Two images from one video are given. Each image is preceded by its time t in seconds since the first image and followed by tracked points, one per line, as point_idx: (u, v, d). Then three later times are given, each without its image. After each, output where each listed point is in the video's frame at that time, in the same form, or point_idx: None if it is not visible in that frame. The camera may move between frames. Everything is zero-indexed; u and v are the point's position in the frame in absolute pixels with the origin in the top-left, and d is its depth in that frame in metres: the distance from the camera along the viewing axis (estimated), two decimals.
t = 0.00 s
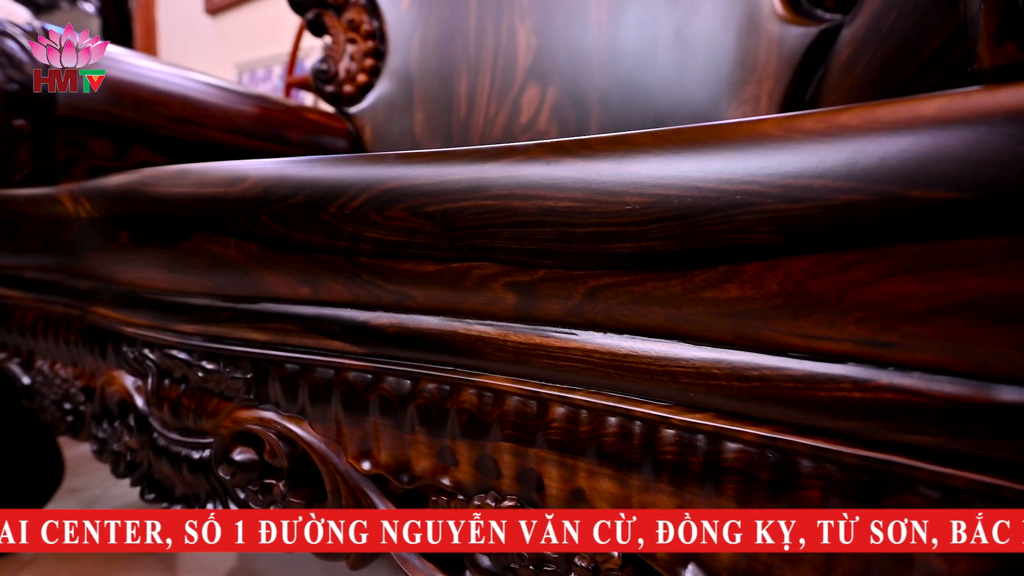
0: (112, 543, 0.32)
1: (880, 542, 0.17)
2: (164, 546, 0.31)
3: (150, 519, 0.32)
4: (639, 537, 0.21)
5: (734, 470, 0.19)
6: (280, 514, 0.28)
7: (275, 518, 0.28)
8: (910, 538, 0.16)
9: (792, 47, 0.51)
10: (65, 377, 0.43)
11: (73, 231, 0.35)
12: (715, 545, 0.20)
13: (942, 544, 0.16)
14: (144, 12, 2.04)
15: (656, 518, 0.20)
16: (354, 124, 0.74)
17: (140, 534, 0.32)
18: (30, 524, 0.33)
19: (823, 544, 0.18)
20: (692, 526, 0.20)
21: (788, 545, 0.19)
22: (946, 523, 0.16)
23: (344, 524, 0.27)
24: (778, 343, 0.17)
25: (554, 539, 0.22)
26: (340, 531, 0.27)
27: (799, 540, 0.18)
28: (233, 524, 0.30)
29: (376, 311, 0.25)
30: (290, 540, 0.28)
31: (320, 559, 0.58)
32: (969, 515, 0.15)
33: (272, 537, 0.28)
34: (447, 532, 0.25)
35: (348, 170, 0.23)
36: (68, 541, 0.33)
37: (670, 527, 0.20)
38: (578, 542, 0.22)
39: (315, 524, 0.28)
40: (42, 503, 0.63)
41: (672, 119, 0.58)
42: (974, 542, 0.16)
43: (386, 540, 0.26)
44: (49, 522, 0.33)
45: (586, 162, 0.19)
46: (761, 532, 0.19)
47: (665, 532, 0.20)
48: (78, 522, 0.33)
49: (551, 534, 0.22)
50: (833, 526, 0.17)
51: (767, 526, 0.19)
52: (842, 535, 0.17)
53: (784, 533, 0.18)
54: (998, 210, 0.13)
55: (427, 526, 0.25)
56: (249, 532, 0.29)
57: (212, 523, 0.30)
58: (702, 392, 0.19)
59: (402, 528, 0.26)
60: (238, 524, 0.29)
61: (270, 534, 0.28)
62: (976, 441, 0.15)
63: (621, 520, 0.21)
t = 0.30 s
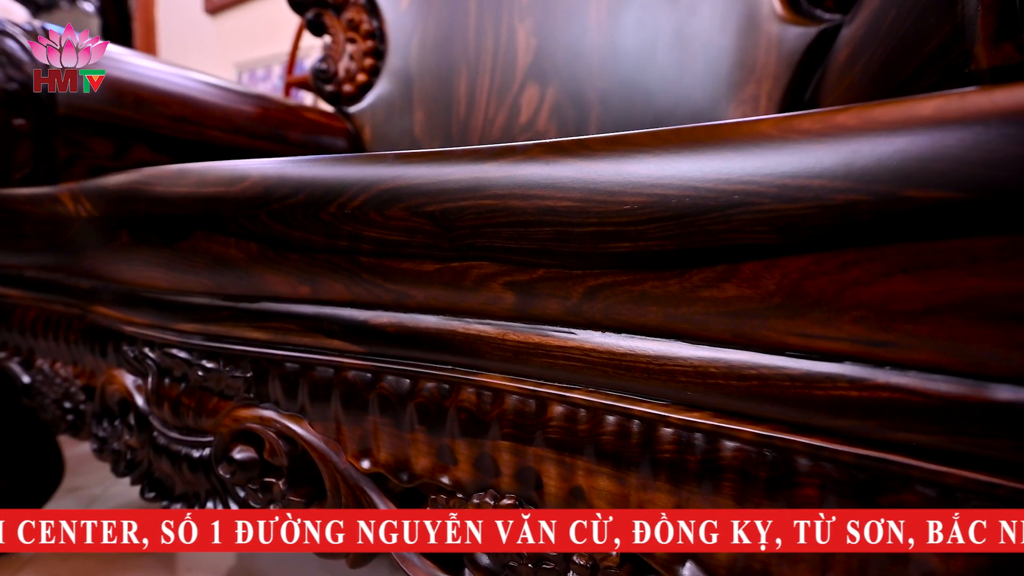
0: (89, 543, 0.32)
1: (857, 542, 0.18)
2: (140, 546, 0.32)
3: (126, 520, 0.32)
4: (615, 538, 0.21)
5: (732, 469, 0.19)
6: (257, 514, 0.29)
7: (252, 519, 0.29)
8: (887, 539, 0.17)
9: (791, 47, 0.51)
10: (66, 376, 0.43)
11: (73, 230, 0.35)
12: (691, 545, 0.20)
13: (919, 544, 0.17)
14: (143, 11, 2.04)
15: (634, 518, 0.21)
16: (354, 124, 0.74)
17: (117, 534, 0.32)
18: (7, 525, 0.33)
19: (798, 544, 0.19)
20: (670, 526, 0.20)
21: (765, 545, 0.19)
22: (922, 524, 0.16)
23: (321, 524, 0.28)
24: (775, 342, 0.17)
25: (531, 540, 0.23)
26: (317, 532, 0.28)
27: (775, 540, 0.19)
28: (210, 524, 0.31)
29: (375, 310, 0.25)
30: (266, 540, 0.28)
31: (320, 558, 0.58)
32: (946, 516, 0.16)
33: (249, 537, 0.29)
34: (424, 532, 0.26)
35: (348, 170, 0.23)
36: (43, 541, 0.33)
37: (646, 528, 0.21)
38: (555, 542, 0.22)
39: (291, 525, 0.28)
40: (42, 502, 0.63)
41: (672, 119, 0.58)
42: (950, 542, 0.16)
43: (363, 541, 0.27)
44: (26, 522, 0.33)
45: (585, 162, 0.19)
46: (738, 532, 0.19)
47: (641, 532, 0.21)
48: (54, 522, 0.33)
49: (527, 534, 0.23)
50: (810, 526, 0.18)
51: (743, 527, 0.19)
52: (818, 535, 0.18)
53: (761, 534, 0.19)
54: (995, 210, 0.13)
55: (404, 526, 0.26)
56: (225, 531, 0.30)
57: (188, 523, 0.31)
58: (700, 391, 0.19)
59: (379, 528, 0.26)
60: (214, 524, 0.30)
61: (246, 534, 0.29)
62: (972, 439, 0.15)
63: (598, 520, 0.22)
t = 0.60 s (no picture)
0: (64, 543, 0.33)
1: (833, 542, 0.18)
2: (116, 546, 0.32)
3: (103, 519, 0.33)
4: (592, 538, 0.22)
5: (730, 468, 0.19)
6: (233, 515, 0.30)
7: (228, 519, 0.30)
8: (863, 539, 0.17)
9: (791, 48, 0.52)
10: (66, 374, 0.43)
11: (73, 229, 0.35)
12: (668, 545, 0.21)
13: (895, 544, 0.17)
14: (144, 10, 2.04)
15: (610, 519, 0.21)
16: (354, 124, 0.74)
17: (93, 534, 0.33)
18: None
19: (775, 544, 0.19)
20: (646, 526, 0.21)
21: (741, 545, 0.20)
22: (899, 523, 0.16)
23: (298, 524, 0.28)
24: (774, 341, 0.17)
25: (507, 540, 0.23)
26: (293, 532, 0.28)
27: (752, 540, 0.19)
28: (188, 523, 0.31)
29: (375, 310, 0.25)
30: (242, 540, 0.29)
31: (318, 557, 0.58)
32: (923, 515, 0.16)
33: (225, 537, 0.30)
34: (399, 531, 0.26)
35: (348, 169, 0.24)
36: (19, 541, 0.33)
37: (623, 527, 0.21)
38: (531, 542, 0.23)
39: (268, 524, 0.29)
40: (41, 500, 0.63)
41: (671, 120, 0.58)
42: (927, 542, 0.17)
43: (339, 540, 0.27)
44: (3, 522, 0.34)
45: (584, 162, 0.19)
46: (714, 532, 0.20)
47: (617, 532, 0.21)
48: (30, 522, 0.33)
49: (503, 534, 0.23)
50: (786, 525, 0.18)
51: (720, 526, 0.20)
52: (795, 535, 0.18)
53: (738, 533, 0.19)
54: (993, 210, 0.13)
55: (380, 526, 0.26)
56: (202, 531, 0.30)
57: (164, 523, 0.32)
58: (699, 390, 0.19)
59: (355, 528, 0.27)
60: (191, 524, 0.31)
61: (223, 534, 0.30)
62: (970, 438, 0.15)
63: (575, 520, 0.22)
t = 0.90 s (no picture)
0: (39, 543, 0.33)
1: (810, 542, 0.18)
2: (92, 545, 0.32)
3: (79, 520, 0.33)
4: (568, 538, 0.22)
5: (730, 468, 0.19)
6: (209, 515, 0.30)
7: (205, 519, 0.30)
8: (840, 538, 0.18)
9: (792, 48, 0.51)
10: (67, 373, 0.43)
11: (74, 227, 0.35)
12: (644, 545, 0.21)
13: (871, 544, 0.17)
14: (145, 9, 2.04)
15: (586, 518, 0.22)
16: (354, 123, 0.75)
17: (68, 534, 0.33)
18: None
19: (752, 544, 0.19)
20: (623, 526, 0.21)
21: (718, 545, 0.20)
22: (875, 523, 0.17)
23: (274, 524, 0.28)
24: (774, 342, 0.17)
25: (484, 540, 0.24)
26: (269, 532, 0.28)
27: (729, 540, 0.20)
28: (164, 523, 0.31)
29: (375, 309, 0.25)
30: (219, 540, 0.30)
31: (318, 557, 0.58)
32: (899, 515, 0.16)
33: (202, 537, 0.30)
34: (376, 531, 0.27)
35: (348, 168, 0.24)
36: None
37: (599, 527, 0.22)
38: (508, 542, 0.23)
39: (243, 524, 0.29)
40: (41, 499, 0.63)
41: (673, 119, 0.58)
42: (904, 542, 0.17)
43: (316, 540, 0.27)
44: None
45: (584, 161, 0.19)
46: (691, 532, 0.20)
47: (594, 532, 0.22)
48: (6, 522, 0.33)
49: (480, 534, 0.24)
50: (763, 525, 0.19)
51: (697, 527, 0.20)
52: (771, 535, 0.19)
53: (714, 533, 0.20)
54: (994, 211, 0.13)
55: (357, 526, 0.27)
56: (178, 531, 0.31)
57: (141, 523, 0.32)
58: (699, 391, 0.19)
59: (332, 528, 0.27)
60: (167, 524, 0.31)
61: (199, 534, 0.30)
62: (969, 439, 0.15)
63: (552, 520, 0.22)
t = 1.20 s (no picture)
0: (17, 543, 0.33)
1: (786, 542, 0.19)
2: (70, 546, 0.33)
3: (56, 520, 0.33)
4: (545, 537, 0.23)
5: (729, 468, 0.19)
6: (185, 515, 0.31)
7: (182, 520, 0.31)
8: (816, 538, 0.18)
9: (795, 48, 0.51)
10: (69, 371, 0.44)
11: (77, 226, 0.35)
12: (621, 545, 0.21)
13: (848, 544, 0.18)
14: (148, 8, 2.05)
15: (563, 518, 0.22)
16: (356, 122, 0.75)
17: (45, 534, 0.33)
18: None
19: (728, 544, 0.20)
20: (599, 526, 0.22)
21: (695, 545, 0.20)
22: (852, 523, 0.17)
23: (251, 525, 0.29)
24: (773, 343, 0.17)
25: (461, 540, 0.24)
26: (246, 532, 0.29)
27: (705, 540, 0.20)
28: (142, 523, 0.32)
29: (376, 309, 0.25)
30: (196, 540, 0.31)
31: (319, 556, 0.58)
32: (876, 516, 0.17)
33: (179, 537, 0.31)
34: (353, 532, 0.27)
35: (350, 168, 0.24)
36: None
37: (576, 527, 0.22)
38: (484, 542, 0.24)
39: (220, 525, 0.30)
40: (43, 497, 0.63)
41: (675, 119, 0.58)
42: (880, 542, 0.17)
43: (292, 540, 0.28)
44: None
45: (585, 162, 0.19)
46: (667, 532, 0.20)
47: (570, 531, 0.22)
48: None
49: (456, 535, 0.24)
50: (739, 525, 0.19)
51: (673, 527, 0.20)
52: (747, 535, 0.19)
53: (691, 533, 0.20)
54: (994, 213, 0.13)
55: (333, 526, 0.27)
56: (155, 531, 0.31)
57: (118, 523, 0.32)
58: (699, 391, 0.19)
59: (308, 528, 0.28)
60: (145, 524, 0.32)
61: (176, 533, 0.31)
62: (968, 441, 0.15)
63: (528, 520, 0.23)
